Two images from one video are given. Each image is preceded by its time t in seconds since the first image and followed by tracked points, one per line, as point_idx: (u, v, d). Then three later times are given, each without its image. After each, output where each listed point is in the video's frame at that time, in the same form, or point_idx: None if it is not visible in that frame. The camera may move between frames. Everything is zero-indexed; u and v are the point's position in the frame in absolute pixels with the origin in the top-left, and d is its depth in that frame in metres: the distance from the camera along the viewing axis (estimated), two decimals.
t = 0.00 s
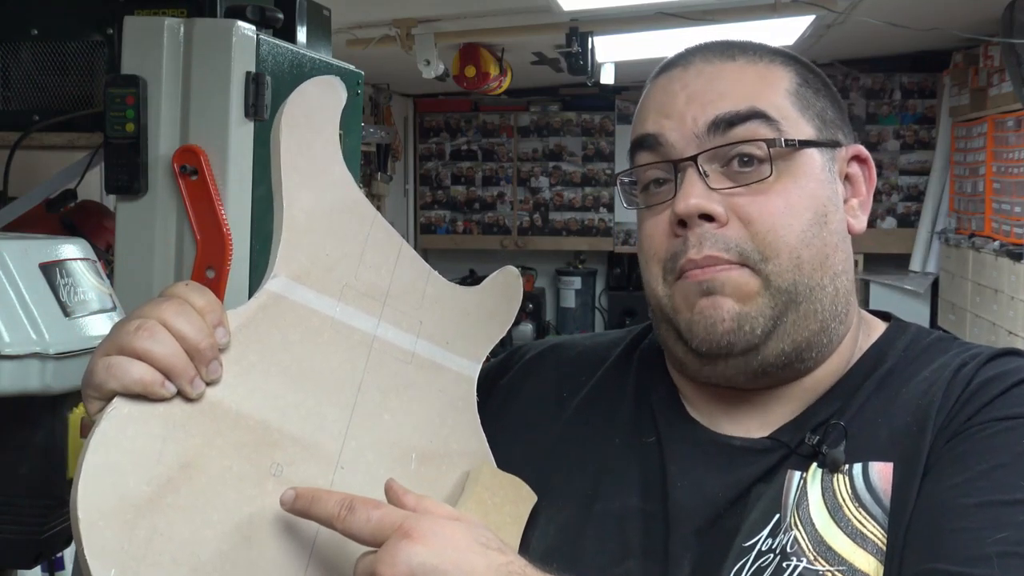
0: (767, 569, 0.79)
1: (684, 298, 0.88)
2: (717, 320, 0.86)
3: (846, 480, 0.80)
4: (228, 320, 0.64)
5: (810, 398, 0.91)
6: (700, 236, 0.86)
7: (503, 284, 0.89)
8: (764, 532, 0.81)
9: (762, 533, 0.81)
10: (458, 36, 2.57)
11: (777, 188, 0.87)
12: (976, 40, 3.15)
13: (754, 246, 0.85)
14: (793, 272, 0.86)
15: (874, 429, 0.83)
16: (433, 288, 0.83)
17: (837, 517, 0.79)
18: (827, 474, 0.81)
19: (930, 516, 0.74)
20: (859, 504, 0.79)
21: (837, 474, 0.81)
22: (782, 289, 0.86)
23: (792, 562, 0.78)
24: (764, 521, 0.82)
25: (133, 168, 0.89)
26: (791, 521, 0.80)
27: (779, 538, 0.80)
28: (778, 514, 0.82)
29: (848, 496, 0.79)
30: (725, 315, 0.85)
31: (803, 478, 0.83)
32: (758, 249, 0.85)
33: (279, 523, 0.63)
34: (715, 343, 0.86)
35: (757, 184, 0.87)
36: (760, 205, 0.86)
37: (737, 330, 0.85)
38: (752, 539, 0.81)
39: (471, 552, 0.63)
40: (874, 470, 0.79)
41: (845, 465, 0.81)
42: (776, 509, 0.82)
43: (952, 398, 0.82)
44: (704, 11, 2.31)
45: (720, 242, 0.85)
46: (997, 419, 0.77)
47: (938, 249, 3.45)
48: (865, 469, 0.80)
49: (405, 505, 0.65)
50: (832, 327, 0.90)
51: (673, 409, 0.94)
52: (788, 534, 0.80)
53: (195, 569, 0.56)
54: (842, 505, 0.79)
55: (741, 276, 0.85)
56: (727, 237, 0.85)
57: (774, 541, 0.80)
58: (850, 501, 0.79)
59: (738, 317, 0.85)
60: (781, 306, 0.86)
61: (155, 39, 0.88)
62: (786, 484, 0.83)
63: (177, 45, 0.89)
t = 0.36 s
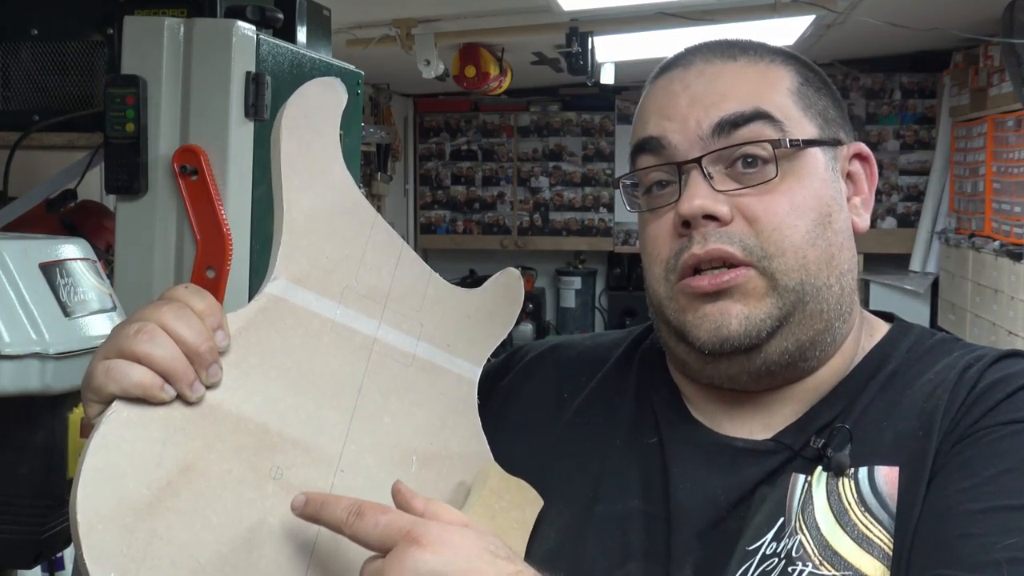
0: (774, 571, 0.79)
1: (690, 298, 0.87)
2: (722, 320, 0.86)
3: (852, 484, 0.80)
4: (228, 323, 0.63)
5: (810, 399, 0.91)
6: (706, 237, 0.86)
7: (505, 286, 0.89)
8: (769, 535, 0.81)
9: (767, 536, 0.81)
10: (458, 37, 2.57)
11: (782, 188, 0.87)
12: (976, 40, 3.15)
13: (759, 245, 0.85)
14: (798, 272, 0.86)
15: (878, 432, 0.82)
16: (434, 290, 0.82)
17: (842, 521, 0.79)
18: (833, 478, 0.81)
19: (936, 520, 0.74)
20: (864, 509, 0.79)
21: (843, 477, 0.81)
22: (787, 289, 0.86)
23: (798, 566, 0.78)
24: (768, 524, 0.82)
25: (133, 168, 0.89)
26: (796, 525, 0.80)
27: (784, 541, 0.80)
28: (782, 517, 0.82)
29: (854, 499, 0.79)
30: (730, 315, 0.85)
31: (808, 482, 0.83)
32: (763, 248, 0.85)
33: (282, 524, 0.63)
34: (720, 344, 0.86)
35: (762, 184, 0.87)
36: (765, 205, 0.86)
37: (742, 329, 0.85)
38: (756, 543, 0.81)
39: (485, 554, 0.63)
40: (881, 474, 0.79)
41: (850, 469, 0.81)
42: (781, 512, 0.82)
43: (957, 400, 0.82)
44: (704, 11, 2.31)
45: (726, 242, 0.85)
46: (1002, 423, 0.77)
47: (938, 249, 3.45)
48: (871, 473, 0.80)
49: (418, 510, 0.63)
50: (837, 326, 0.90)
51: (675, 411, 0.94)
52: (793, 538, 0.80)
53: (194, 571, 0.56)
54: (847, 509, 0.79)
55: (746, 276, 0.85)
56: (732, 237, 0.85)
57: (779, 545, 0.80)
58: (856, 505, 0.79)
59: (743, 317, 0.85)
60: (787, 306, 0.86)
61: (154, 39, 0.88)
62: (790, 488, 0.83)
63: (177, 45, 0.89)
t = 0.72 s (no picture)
0: (772, 573, 0.79)
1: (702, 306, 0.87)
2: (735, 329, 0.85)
3: (851, 485, 0.80)
4: (226, 326, 0.63)
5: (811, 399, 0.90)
6: (720, 245, 0.85)
7: (504, 289, 0.89)
8: (768, 537, 0.81)
9: (766, 538, 0.81)
10: (458, 37, 2.57)
11: (794, 196, 0.87)
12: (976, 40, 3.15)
13: (772, 255, 0.85)
14: (810, 280, 0.86)
15: (878, 432, 0.82)
16: (433, 293, 0.82)
17: (842, 523, 0.79)
18: (831, 479, 0.81)
19: (933, 521, 0.74)
20: (864, 510, 0.78)
21: (841, 478, 0.81)
22: (799, 298, 0.86)
23: (798, 568, 0.78)
24: (767, 525, 0.82)
25: (133, 169, 0.89)
26: (796, 527, 0.80)
27: (783, 543, 0.80)
28: (781, 519, 0.82)
29: (853, 501, 0.79)
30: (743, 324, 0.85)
31: (806, 483, 0.83)
32: (776, 258, 0.85)
33: (282, 525, 0.63)
34: (732, 353, 0.86)
35: (775, 192, 0.87)
36: (778, 213, 0.86)
37: (755, 339, 0.85)
38: (754, 544, 0.81)
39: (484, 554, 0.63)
40: (879, 474, 0.79)
41: (849, 469, 0.81)
42: (780, 513, 0.82)
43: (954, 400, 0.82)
44: (704, 11, 2.31)
45: (740, 251, 0.84)
46: (1001, 421, 0.77)
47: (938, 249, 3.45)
48: (870, 473, 0.80)
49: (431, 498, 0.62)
50: (842, 331, 0.90)
51: (675, 412, 0.94)
52: (793, 540, 0.80)
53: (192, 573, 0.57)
54: (847, 510, 0.79)
55: (760, 285, 0.84)
56: (746, 246, 0.85)
57: (778, 546, 0.80)
58: (855, 506, 0.79)
59: (756, 326, 0.85)
60: (798, 315, 0.86)
61: (154, 39, 0.88)
62: (789, 489, 0.83)
63: (177, 45, 0.89)
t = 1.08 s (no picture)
0: None
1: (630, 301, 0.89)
2: (650, 329, 0.87)
3: (851, 492, 0.80)
4: (215, 335, 0.62)
5: (801, 402, 0.91)
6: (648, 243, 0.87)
7: (490, 292, 0.88)
8: (767, 542, 0.81)
9: (765, 542, 0.81)
10: (458, 37, 2.58)
11: (734, 208, 0.85)
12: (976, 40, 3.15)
13: (694, 261, 0.85)
14: (731, 292, 0.85)
15: (876, 436, 0.83)
16: (424, 295, 0.81)
17: (842, 530, 0.79)
18: (831, 486, 0.82)
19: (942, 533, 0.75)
20: (864, 518, 0.79)
21: (842, 485, 0.81)
22: (718, 308, 0.86)
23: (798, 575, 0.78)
24: (766, 530, 0.82)
25: (133, 168, 0.89)
26: (795, 534, 0.81)
27: (783, 548, 0.81)
28: (780, 524, 0.82)
29: (853, 508, 0.80)
30: (656, 327, 0.86)
31: (805, 488, 0.83)
32: (698, 265, 0.85)
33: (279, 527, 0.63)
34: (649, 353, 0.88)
35: (715, 200, 0.86)
36: (711, 222, 0.85)
37: (667, 342, 0.86)
38: (755, 550, 0.81)
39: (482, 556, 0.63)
40: (880, 482, 0.80)
41: (849, 476, 0.81)
42: (779, 517, 0.82)
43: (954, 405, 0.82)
44: (704, 11, 2.32)
45: (660, 252, 0.86)
46: (1003, 429, 0.78)
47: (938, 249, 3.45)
48: (871, 481, 0.80)
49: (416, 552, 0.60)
50: (791, 344, 0.89)
51: (673, 415, 0.94)
52: (793, 547, 0.80)
53: None
54: (847, 518, 0.80)
55: (677, 288, 0.86)
56: (671, 248, 0.86)
57: (777, 551, 0.81)
58: (855, 513, 0.80)
59: (667, 331, 0.86)
60: (718, 326, 0.86)
61: (155, 38, 0.88)
62: (788, 494, 0.83)
63: (177, 45, 0.89)
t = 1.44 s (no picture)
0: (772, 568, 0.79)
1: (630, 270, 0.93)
2: (644, 296, 0.90)
3: (851, 479, 0.81)
4: (175, 329, 0.62)
5: (806, 398, 0.92)
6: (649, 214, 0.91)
7: (460, 275, 0.83)
8: (768, 531, 0.82)
9: (767, 531, 0.82)
10: (458, 36, 2.57)
11: (732, 186, 0.88)
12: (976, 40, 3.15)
13: (688, 233, 0.88)
14: (723, 268, 0.88)
15: (879, 429, 0.83)
16: (390, 281, 0.78)
17: (841, 515, 0.80)
18: (831, 473, 0.82)
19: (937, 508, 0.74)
20: (863, 502, 0.79)
21: (841, 472, 0.81)
22: (707, 282, 0.88)
23: (797, 560, 0.79)
24: (768, 520, 0.82)
25: (133, 168, 0.88)
26: (795, 520, 0.81)
27: (783, 537, 0.81)
28: (781, 513, 0.82)
29: (853, 494, 0.80)
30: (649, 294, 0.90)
31: (806, 477, 0.83)
32: (692, 237, 0.88)
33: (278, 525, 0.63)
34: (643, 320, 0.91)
35: (714, 179, 0.89)
36: (708, 198, 0.88)
37: (657, 310, 0.89)
38: (756, 540, 0.81)
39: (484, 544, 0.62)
40: (879, 468, 0.80)
41: (849, 463, 0.82)
42: (781, 515, 0.82)
43: (960, 397, 0.81)
44: (704, 11, 2.32)
45: (658, 221, 0.90)
46: (1006, 415, 0.77)
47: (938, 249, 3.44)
48: (870, 467, 0.81)
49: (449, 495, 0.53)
50: (784, 330, 0.90)
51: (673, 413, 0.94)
52: (792, 533, 0.81)
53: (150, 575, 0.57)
54: (846, 503, 0.80)
55: (669, 258, 0.89)
56: (669, 219, 0.90)
57: (778, 540, 0.81)
58: (854, 498, 0.80)
59: (658, 299, 0.89)
60: (707, 300, 0.88)
61: (155, 39, 0.88)
62: (789, 483, 0.83)
63: (177, 46, 0.89)
